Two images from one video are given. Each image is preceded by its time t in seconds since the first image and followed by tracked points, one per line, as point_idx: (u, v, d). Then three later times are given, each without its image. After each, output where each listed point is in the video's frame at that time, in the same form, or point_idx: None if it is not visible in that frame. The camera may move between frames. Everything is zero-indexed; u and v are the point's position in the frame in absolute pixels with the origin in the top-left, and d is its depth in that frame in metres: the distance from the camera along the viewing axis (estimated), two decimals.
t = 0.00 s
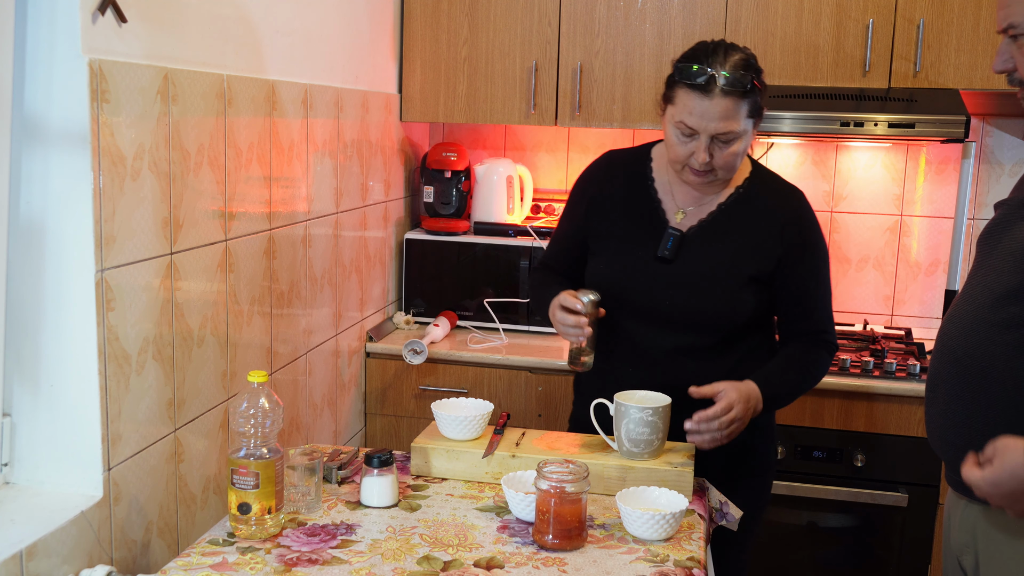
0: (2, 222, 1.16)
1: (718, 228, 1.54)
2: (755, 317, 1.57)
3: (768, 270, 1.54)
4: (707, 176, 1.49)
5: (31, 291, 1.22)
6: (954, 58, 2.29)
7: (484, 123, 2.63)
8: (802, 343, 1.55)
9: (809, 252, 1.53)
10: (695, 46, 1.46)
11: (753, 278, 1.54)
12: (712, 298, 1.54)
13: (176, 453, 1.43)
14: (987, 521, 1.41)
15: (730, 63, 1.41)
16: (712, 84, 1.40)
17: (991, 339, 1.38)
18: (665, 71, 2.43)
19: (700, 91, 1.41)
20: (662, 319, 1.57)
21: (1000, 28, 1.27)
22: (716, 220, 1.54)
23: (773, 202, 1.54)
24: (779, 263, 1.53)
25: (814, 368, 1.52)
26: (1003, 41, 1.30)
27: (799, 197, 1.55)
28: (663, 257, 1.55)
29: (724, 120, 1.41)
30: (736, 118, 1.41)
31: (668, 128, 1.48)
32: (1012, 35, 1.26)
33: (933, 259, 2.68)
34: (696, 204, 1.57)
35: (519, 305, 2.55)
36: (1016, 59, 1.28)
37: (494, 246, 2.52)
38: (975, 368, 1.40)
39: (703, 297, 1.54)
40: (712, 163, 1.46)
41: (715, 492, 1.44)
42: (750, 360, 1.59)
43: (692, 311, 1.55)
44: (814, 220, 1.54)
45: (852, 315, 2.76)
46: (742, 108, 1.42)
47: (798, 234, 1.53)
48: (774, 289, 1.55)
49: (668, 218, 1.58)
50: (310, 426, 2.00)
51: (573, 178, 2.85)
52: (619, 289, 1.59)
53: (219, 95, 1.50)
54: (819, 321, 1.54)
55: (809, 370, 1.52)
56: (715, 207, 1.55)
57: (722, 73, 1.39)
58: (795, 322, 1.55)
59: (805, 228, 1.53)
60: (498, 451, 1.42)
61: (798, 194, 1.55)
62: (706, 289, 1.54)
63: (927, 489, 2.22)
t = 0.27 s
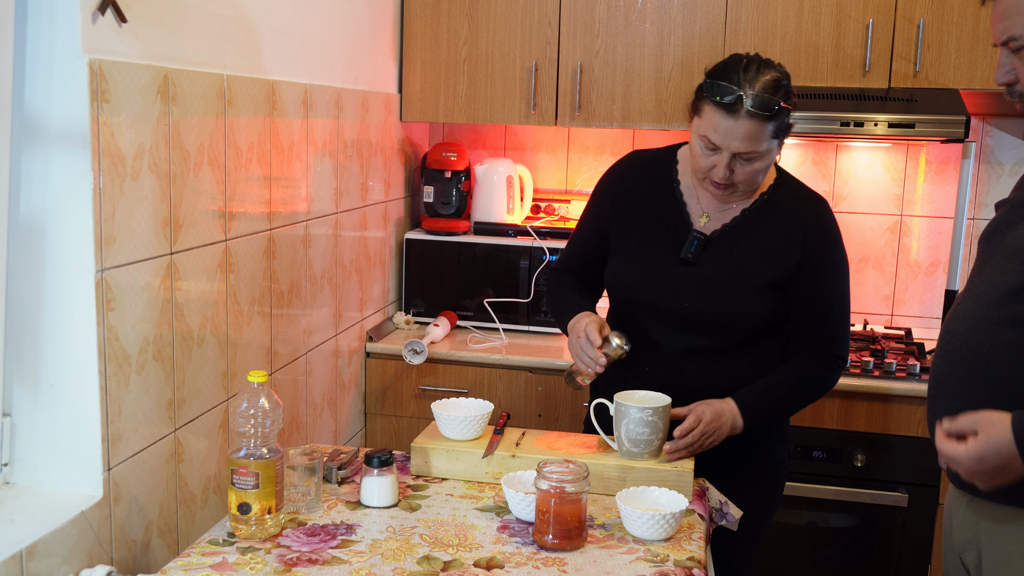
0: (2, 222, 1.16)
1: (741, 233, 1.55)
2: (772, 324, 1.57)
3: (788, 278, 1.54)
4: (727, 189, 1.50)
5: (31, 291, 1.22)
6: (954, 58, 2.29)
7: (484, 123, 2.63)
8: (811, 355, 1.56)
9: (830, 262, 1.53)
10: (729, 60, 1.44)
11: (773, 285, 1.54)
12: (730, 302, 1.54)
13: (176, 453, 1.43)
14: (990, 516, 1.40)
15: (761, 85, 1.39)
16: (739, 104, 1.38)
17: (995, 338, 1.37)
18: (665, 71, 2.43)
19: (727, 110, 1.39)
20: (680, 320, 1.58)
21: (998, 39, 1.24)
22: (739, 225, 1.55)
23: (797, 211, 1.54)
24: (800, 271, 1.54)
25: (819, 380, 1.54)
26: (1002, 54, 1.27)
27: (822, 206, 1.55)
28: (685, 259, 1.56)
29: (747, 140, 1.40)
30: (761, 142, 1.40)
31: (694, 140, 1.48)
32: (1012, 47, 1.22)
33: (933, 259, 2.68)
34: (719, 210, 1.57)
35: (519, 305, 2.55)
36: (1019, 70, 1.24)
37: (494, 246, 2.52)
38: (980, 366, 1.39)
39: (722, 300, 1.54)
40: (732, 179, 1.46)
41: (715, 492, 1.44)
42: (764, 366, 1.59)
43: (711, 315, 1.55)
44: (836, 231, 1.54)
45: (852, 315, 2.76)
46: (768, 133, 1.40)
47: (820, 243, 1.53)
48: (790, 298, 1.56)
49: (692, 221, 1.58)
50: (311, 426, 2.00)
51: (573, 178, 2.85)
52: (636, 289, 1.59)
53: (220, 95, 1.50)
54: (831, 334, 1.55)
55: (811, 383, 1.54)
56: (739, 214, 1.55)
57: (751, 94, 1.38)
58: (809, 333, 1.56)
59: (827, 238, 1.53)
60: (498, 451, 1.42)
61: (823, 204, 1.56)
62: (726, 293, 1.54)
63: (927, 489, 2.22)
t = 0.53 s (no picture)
0: (2, 222, 1.17)
1: (751, 236, 1.55)
2: (778, 327, 1.57)
3: (796, 282, 1.54)
4: (741, 187, 1.50)
5: (31, 291, 1.22)
6: (954, 58, 2.29)
7: (484, 123, 2.63)
8: (813, 361, 1.54)
9: (839, 267, 1.53)
10: (755, 55, 1.44)
11: (780, 289, 1.54)
12: (737, 304, 1.54)
13: (176, 453, 1.43)
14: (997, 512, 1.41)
15: (786, 80, 1.38)
16: (763, 98, 1.38)
17: (1000, 335, 1.37)
18: (665, 71, 2.43)
19: (750, 103, 1.39)
20: (686, 320, 1.58)
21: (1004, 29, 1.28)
22: (749, 227, 1.55)
23: (807, 216, 1.54)
24: (807, 275, 1.54)
25: (818, 386, 1.53)
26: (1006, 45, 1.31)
27: (832, 213, 1.56)
28: (694, 259, 1.56)
29: (767, 135, 1.40)
30: (781, 137, 1.40)
31: (713, 133, 1.48)
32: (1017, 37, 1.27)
33: (933, 259, 2.68)
34: (731, 210, 1.57)
35: (519, 305, 2.55)
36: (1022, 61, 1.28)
37: (494, 246, 2.52)
38: (984, 365, 1.39)
39: (729, 301, 1.54)
40: (748, 175, 1.46)
41: (715, 492, 1.44)
42: (767, 368, 1.59)
43: (717, 315, 1.55)
44: (846, 237, 1.55)
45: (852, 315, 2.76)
46: (789, 128, 1.40)
47: (829, 248, 1.53)
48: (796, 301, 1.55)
49: (704, 221, 1.58)
50: (311, 426, 2.00)
51: (573, 178, 2.85)
52: (643, 287, 1.59)
53: (219, 96, 1.50)
54: (834, 340, 1.54)
55: (811, 388, 1.52)
56: (750, 216, 1.56)
57: (775, 89, 1.38)
58: (814, 338, 1.55)
59: (836, 244, 1.53)
60: (498, 451, 1.42)
61: (833, 209, 1.56)
62: (734, 294, 1.54)
63: (927, 489, 2.22)
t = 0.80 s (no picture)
0: (2, 221, 1.17)
1: (758, 237, 1.55)
2: (783, 328, 1.58)
3: (801, 285, 1.54)
4: (751, 188, 1.49)
5: (31, 291, 1.22)
6: (954, 58, 2.29)
7: (483, 123, 2.63)
8: (815, 363, 1.54)
9: (845, 270, 1.53)
10: (771, 56, 1.44)
11: (786, 291, 1.54)
12: (742, 304, 1.54)
13: (176, 453, 1.43)
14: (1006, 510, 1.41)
15: (803, 81, 1.39)
16: (780, 97, 1.38)
17: (1005, 334, 1.37)
18: (665, 71, 2.43)
19: (766, 102, 1.39)
20: (691, 320, 1.58)
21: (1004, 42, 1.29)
22: (757, 228, 1.55)
23: (815, 219, 1.54)
24: (813, 278, 1.54)
25: (819, 387, 1.53)
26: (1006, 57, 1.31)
27: (839, 216, 1.55)
28: (701, 259, 1.56)
29: (782, 136, 1.40)
30: (795, 137, 1.40)
31: (726, 132, 1.47)
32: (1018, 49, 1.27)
33: (933, 259, 2.68)
34: (738, 210, 1.56)
35: (519, 305, 2.55)
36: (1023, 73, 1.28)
37: (494, 246, 2.52)
38: (990, 364, 1.39)
39: (734, 302, 1.54)
40: (759, 175, 1.46)
41: (715, 493, 1.44)
42: (770, 369, 1.60)
43: (722, 315, 1.55)
44: (852, 240, 1.55)
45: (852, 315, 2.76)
46: (803, 128, 1.40)
47: (836, 251, 1.53)
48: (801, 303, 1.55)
49: (711, 221, 1.58)
50: (311, 426, 2.00)
51: (573, 178, 2.85)
52: (649, 286, 1.59)
53: (219, 96, 1.50)
54: (836, 342, 1.54)
55: (812, 389, 1.52)
56: (758, 216, 1.55)
57: (792, 89, 1.38)
58: (817, 340, 1.56)
59: (842, 247, 1.53)
60: (498, 451, 1.42)
61: (840, 212, 1.56)
62: (739, 295, 1.54)
63: (927, 489, 2.22)
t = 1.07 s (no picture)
0: (2, 221, 1.16)
1: (762, 238, 1.55)
2: (785, 329, 1.58)
3: (804, 286, 1.54)
4: (757, 190, 1.49)
5: (32, 291, 1.22)
6: (954, 58, 2.29)
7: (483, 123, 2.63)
8: (818, 364, 1.54)
9: (848, 272, 1.53)
10: (781, 59, 1.44)
11: (789, 292, 1.55)
12: (746, 305, 1.54)
13: (176, 453, 1.43)
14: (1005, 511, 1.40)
15: (813, 85, 1.39)
16: (790, 100, 1.38)
17: (1006, 334, 1.37)
18: (665, 71, 2.43)
19: (776, 105, 1.39)
20: (695, 320, 1.58)
21: (1002, 41, 1.29)
22: (760, 229, 1.55)
23: (819, 220, 1.54)
24: (816, 279, 1.54)
25: (821, 388, 1.53)
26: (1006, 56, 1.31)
27: (843, 218, 1.56)
28: (705, 259, 1.56)
29: (791, 139, 1.40)
30: (803, 141, 1.41)
31: (733, 133, 1.47)
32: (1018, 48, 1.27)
33: (933, 259, 2.68)
34: (742, 212, 1.56)
35: (519, 305, 2.55)
36: None
37: (494, 246, 2.52)
38: (991, 363, 1.40)
39: (738, 302, 1.55)
40: (766, 178, 1.46)
41: (715, 493, 1.44)
42: (773, 370, 1.60)
43: (726, 316, 1.55)
44: (855, 242, 1.55)
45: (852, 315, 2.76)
46: (812, 132, 1.40)
47: (839, 253, 1.53)
48: (804, 304, 1.55)
49: (716, 222, 1.58)
50: (311, 426, 2.00)
51: (573, 178, 2.85)
52: (653, 286, 1.60)
53: (220, 95, 1.50)
54: (838, 343, 1.54)
55: (815, 390, 1.52)
56: (762, 217, 1.55)
57: (803, 93, 1.38)
58: (819, 341, 1.55)
59: (846, 249, 1.53)
60: (498, 451, 1.42)
61: (843, 214, 1.56)
62: (743, 296, 1.54)
63: (927, 489, 2.22)
